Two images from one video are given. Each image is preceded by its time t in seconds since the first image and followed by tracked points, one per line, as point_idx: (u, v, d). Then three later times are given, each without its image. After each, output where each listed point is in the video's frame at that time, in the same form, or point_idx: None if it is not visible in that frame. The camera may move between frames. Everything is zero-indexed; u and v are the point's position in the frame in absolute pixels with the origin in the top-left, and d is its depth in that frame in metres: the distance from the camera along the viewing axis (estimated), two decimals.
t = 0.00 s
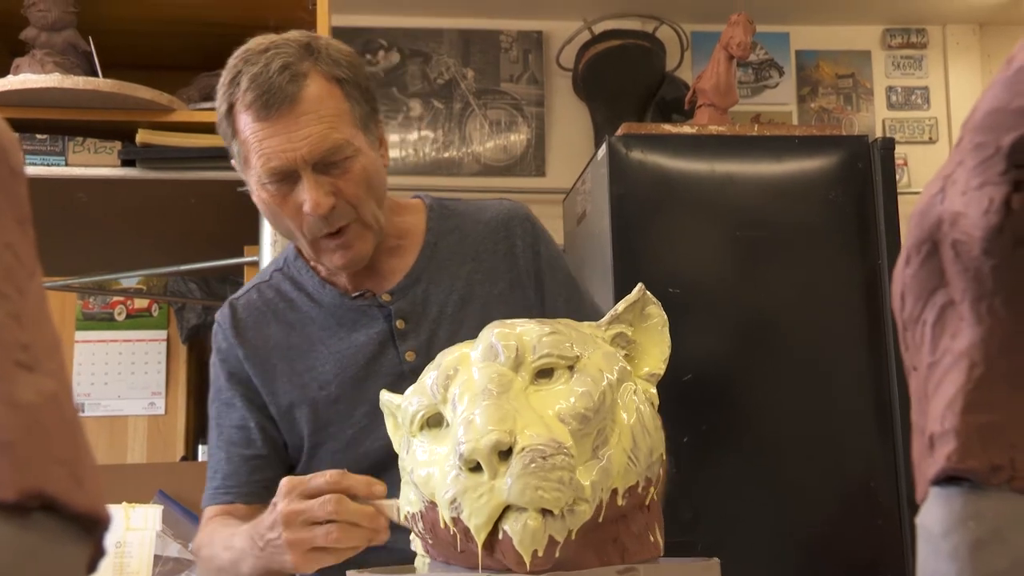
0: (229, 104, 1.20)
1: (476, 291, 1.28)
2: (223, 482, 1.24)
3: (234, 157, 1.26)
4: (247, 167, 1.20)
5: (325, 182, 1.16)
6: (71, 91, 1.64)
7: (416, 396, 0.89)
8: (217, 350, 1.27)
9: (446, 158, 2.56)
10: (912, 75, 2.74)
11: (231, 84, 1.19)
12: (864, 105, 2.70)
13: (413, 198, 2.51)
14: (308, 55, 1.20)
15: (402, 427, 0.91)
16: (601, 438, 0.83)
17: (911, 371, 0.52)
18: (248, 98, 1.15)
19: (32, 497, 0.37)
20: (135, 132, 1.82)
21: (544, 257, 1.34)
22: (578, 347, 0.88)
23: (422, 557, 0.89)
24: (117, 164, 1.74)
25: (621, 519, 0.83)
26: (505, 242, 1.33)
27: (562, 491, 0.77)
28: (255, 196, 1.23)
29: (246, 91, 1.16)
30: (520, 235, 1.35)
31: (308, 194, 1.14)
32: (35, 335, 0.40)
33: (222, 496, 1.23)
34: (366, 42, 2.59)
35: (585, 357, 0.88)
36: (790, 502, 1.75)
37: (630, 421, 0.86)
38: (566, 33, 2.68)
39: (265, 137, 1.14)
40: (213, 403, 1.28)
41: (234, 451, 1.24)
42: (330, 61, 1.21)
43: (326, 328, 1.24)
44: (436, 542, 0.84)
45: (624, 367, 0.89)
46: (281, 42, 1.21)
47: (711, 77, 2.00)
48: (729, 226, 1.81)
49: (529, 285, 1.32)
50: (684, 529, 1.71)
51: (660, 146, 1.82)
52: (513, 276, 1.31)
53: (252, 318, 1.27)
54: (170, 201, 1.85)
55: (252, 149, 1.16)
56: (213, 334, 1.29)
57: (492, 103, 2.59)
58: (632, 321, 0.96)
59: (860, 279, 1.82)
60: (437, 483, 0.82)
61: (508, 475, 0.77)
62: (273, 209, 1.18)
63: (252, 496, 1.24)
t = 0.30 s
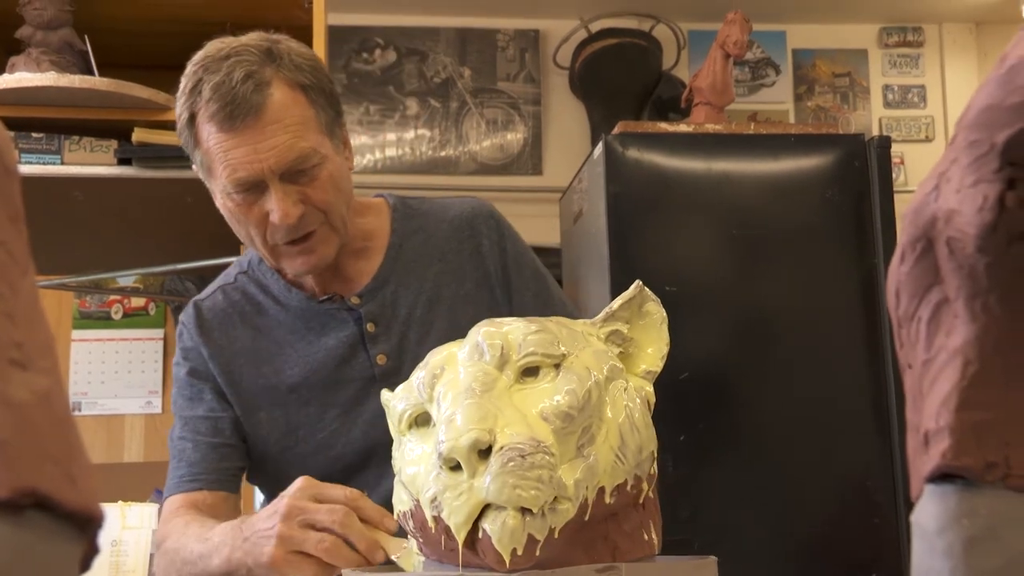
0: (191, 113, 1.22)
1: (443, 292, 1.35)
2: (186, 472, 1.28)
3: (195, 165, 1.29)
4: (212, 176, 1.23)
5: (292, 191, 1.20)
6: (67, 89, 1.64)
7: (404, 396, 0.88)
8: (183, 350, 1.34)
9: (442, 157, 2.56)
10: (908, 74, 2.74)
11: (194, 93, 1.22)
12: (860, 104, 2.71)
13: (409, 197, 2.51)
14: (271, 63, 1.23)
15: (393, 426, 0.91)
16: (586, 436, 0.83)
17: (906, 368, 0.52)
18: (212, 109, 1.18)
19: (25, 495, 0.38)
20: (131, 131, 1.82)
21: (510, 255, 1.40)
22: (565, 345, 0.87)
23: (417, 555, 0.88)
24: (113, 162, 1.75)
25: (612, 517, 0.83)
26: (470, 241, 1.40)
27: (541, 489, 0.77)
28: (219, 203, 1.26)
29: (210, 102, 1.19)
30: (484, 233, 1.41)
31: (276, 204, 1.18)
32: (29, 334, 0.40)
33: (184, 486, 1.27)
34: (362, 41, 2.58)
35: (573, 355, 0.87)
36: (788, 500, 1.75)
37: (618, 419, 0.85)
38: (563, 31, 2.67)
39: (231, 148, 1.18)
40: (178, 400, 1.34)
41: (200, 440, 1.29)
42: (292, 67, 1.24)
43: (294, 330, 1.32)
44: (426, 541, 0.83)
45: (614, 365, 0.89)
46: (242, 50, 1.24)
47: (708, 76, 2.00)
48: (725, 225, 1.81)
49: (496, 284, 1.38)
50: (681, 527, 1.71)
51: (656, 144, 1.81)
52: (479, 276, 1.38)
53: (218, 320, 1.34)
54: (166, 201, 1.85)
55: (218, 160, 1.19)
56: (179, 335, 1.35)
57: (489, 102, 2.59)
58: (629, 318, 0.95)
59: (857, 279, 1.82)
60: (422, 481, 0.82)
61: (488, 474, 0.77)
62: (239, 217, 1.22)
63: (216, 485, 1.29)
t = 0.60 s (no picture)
0: (178, 113, 1.22)
1: (430, 291, 1.37)
2: (177, 472, 1.31)
3: (182, 164, 1.28)
4: (200, 177, 1.23)
5: (282, 194, 1.20)
6: (65, 86, 1.64)
7: (401, 392, 0.88)
8: (169, 346, 1.36)
9: (441, 154, 2.56)
10: (907, 70, 2.74)
11: (181, 93, 1.21)
12: (859, 100, 2.71)
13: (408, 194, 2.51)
14: (260, 63, 1.23)
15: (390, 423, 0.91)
16: (584, 432, 0.83)
17: (904, 363, 0.52)
18: (202, 111, 1.18)
19: (21, 491, 0.37)
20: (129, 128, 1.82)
21: (497, 252, 1.43)
22: (562, 342, 0.87)
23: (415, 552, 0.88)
24: (111, 159, 1.75)
25: (610, 514, 0.83)
26: (458, 238, 1.42)
27: (539, 485, 0.78)
28: (206, 203, 1.26)
29: (199, 103, 1.19)
30: (472, 230, 1.43)
31: (267, 207, 1.19)
32: (24, 330, 0.40)
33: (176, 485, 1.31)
34: (360, 38, 2.58)
35: (571, 351, 0.87)
36: (787, 497, 1.75)
37: (617, 415, 0.85)
38: (562, 28, 2.67)
39: (220, 151, 1.18)
40: (165, 397, 1.35)
41: (189, 440, 1.31)
42: (282, 68, 1.24)
43: (280, 329, 1.33)
44: (425, 538, 0.83)
45: (613, 361, 0.89)
46: (230, 49, 1.23)
47: (707, 73, 2.00)
48: (723, 223, 1.80)
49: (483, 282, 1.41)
50: (679, 525, 1.71)
51: (654, 141, 1.81)
52: (467, 274, 1.40)
53: (203, 318, 1.35)
54: (165, 198, 1.85)
55: (207, 161, 1.19)
56: (163, 332, 1.37)
57: (487, 99, 2.59)
58: (627, 314, 0.95)
59: (856, 277, 1.82)
60: (420, 478, 0.82)
61: (485, 471, 0.77)
62: (228, 219, 1.22)
63: (208, 483, 1.31)
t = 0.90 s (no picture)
0: (184, 102, 1.22)
1: (431, 283, 1.37)
2: (174, 466, 1.32)
3: (185, 153, 1.28)
4: (204, 166, 1.23)
5: (288, 185, 1.20)
6: (64, 79, 1.63)
7: (401, 385, 0.88)
8: (166, 336, 1.36)
9: (440, 148, 2.56)
10: (907, 63, 2.73)
11: (188, 81, 1.22)
12: (859, 93, 2.70)
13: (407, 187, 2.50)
14: (268, 52, 1.23)
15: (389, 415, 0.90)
16: (584, 424, 0.82)
17: (905, 354, 0.52)
18: (209, 100, 1.18)
19: (20, 481, 0.37)
20: (128, 121, 1.82)
21: (498, 244, 1.43)
22: (562, 334, 0.87)
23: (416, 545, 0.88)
24: (110, 153, 1.75)
25: (610, 506, 0.83)
26: (459, 229, 1.42)
27: (540, 477, 0.78)
28: (210, 193, 1.26)
29: (206, 92, 1.19)
30: (472, 223, 1.43)
31: (272, 197, 1.19)
32: (21, 319, 0.40)
33: (172, 480, 1.32)
34: (360, 32, 2.58)
35: (571, 343, 0.87)
36: (787, 489, 1.75)
37: (617, 407, 0.85)
38: (562, 22, 2.66)
39: (227, 140, 1.18)
40: (161, 388, 1.36)
41: (189, 433, 1.32)
42: (289, 57, 1.24)
43: (280, 321, 1.33)
44: (425, 530, 0.83)
45: (613, 353, 0.89)
46: (238, 38, 1.24)
47: (707, 65, 1.99)
48: (723, 215, 1.80)
49: (483, 275, 1.41)
50: (678, 517, 1.71)
51: (654, 134, 1.81)
52: (467, 265, 1.40)
53: (202, 308, 1.35)
54: (164, 191, 1.85)
55: (213, 151, 1.19)
56: (161, 322, 1.37)
57: (487, 92, 2.59)
58: (627, 307, 0.95)
59: (857, 270, 1.82)
60: (419, 470, 0.82)
61: (485, 463, 0.77)
62: (233, 209, 1.23)
63: (204, 480, 1.32)
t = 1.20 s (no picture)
0: (186, 86, 1.23)
1: (430, 275, 1.37)
2: (167, 444, 1.30)
3: (186, 139, 1.29)
4: (205, 151, 1.23)
5: (289, 171, 1.21)
6: (62, 71, 1.63)
7: (399, 376, 0.88)
8: (163, 321, 1.35)
9: (439, 140, 2.55)
10: (907, 55, 2.73)
11: (190, 65, 1.23)
12: (859, 85, 2.70)
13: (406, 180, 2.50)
14: (271, 38, 1.24)
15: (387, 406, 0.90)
16: (583, 415, 0.82)
17: (904, 344, 0.52)
18: (211, 83, 1.19)
19: (17, 471, 0.37)
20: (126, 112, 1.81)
21: (496, 236, 1.43)
22: (561, 325, 0.87)
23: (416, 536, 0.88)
24: (109, 145, 1.74)
25: (609, 497, 0.83)
26: (458, 221, 1.42)
27: (539, 468, 0.77)
28: (210, 178, 1.27)
29: (208, 76, 1.20)
30: (472, 215, 1.43)
31: (273, 182, 1.20)
32: (16, 307, 0.39)
33: (164, 456, 1.29)
34: (358, 24, 2.57)
35: (570, 334, 0.86)
36: (786, 481, 1.75)
37: (616, 398, 0.85)
38: (561, 14, 2.65)
39: (229, 124, 1.19)
40: (155, 371, 1.34)
41: (184, 413, 1.31)
42: (292, 44, 1.26)
43: (279, 309, 1.33)
44: (424, 521, 0.83)
45: (612, 344, 0.88)
46: (241, 24, 1.25)
47: (706, 57, 1.99)
48: (723, 206, 1.80)
49: (483, 267, 1.41)
50: (677, 508, 1.72)
51: (653, 125, 1.81)
52: (466, 256, 1.40)
53: (200, 295, 1.34)
54: (163, 183, 1.84)
55: (214, 135, 1.20)
56: (158, 306, 1.36)
57: (486, 84, 2.58)
58: (626, 298, 0.95)
59: (857, 261, 1.82)
60: (417, 461, 0.82)
61: (483, 454, 0.77)
62: (232, 195, 1.23)
63: (196, 458, 1.31)
